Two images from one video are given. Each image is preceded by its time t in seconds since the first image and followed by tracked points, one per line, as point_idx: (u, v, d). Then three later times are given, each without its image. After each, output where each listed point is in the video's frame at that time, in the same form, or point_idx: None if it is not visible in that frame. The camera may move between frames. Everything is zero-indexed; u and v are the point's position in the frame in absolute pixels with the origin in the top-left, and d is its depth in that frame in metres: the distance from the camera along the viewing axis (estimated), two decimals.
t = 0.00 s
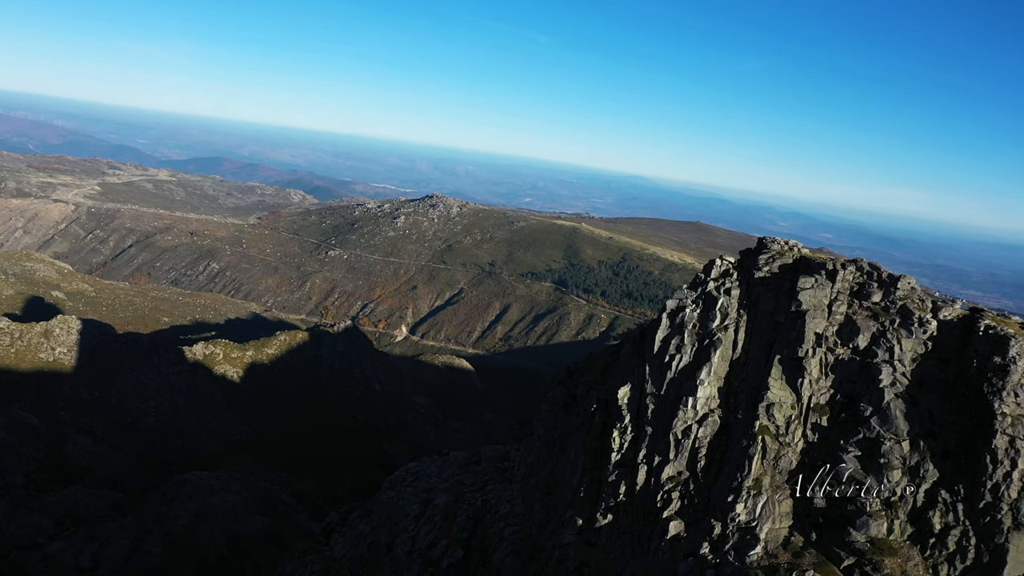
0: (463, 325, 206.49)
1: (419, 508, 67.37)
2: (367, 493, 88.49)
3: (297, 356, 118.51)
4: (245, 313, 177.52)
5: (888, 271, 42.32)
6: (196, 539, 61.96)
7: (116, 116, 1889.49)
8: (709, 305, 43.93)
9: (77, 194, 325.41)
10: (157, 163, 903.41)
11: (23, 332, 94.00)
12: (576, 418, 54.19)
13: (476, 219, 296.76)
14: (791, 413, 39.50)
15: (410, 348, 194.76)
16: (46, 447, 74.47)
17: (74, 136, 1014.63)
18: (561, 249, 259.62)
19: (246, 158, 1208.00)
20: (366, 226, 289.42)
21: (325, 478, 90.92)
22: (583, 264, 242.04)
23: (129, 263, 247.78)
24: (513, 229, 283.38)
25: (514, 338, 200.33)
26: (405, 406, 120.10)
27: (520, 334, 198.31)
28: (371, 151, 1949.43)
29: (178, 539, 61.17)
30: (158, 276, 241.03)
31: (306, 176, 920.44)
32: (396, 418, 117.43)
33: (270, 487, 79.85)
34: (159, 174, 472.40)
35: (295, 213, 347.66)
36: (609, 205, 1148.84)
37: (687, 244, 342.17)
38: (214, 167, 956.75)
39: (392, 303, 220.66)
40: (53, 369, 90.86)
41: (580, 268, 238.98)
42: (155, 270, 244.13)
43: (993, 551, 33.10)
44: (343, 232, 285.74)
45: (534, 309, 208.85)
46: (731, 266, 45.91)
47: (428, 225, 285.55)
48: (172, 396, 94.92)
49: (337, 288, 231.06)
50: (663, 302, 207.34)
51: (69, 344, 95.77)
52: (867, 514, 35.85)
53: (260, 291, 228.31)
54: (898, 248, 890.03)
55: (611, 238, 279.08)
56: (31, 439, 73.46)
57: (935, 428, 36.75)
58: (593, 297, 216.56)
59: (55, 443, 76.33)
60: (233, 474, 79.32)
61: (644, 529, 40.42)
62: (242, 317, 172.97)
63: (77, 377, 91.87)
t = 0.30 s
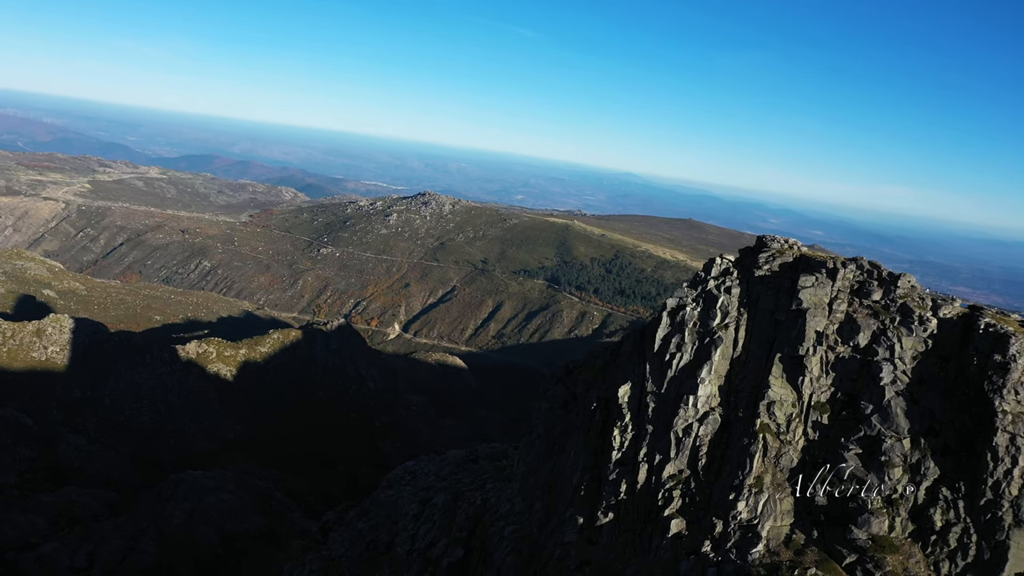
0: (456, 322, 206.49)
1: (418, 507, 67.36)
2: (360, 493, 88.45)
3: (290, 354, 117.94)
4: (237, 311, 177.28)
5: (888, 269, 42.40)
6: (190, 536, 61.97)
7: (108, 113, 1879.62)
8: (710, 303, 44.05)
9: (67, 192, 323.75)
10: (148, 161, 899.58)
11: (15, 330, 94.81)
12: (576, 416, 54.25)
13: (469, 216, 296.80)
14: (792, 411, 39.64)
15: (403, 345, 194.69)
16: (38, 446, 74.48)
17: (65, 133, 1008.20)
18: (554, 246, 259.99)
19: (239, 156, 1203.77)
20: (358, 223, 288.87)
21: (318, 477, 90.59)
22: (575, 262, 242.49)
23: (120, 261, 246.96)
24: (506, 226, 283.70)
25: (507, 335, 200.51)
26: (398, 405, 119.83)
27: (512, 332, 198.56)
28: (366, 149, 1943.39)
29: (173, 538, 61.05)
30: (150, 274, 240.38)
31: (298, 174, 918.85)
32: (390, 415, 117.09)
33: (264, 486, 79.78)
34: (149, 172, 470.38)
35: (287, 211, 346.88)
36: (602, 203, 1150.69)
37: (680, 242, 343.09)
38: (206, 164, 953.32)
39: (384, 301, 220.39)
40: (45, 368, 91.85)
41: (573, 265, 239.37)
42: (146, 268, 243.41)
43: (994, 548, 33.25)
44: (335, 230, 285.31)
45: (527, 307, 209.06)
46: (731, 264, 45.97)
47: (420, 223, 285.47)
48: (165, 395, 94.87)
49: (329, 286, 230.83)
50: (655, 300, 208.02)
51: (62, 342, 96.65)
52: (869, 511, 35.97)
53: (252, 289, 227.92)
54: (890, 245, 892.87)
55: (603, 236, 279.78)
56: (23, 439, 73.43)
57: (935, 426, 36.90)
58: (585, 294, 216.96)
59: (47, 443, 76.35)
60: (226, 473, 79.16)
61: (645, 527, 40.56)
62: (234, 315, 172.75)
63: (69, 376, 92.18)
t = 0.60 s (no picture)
0: (449, 320, 206.32)
1: (418, 506, 67.46)
2: (355, 492, 88.37)
3: (284, 353, 117.68)
4: (229, 309, 176.89)
5: (889, 267, 42.41)
6: (186, 535, 61.96)
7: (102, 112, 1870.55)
8: (711, 302, 44.08)
9: (58, 190, 322.13)
10: (140, 159, 895.82)
11: (8, 330, 94.52)
12: (577, 415, 54.33)
13: (462, 214, 296.79)
14: (793, 410, 39.75)
15: (396, 343, 194.58)
16: (32, 446, 74.37)
17: (56, 131, 1002.28)
18: (547, 244, 260.24)
19: (232, 154, 1199.27)
20: (351, 221, 288.48)
21: (313, 475, 90.35)
22: (568, 259, 242.81)
23: (111, 260, 245.92)
24: (498, 224, 283.85)
25: (500, 333, 200.62)
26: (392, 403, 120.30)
27: (506, 330, 198.64)
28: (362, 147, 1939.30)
29: (169, 538, 60.84)
30: (141, 273, 239.44)
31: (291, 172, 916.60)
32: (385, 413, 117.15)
33: (260, 485, 79.68)
34: (140, 170, 468.22)
35: (279, 208, 345.96)
36: (597, 200, 1151.57)
37: (672, 239, 344.00)
38: (197, 162, 949.34)
39: (377, 298, 220.06)
40: (38, 368, 91.66)
41: (566, 262, 239.74)
42: (138, 267, 242.56)
43: (995, 545, 33.54)
44: (328, 227, 284.83)
45: (521, 304, 209.22)
46: (731, 263, 45.95)
47: (413, 220, 285.21)
48: (159, 394, 94.71)
49: (322, 284, 230.55)
50: (648, 297, 208.63)
51: (55, 342, 96.32)
52: (872, 509, 36.11)
53: (244, 288, 227.46)
54: (883, 242, 896.32)
55: (595, 233, 280.22)
56: (16, 439, 73.31)
57: (936, 424, 37.13)
58: (578, 292, 217.10)
59: (41, 442, 76.25)
60: (221, 471, 79.05)
61: (647, 526, 40.71)
62: (227, 313, 172.39)
63: (62, 375, 92.00)
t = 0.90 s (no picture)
0: (441, 318, 206.22)
1: (416, 505, 67.53)
2: (348, 491, 87.85)
3: (275, 352, 117.40)
4: (220, 307, 176.41)
5: (888, 265, 42.54)
6: (179, 535, 61.75)
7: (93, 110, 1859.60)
8: (710, 300, 44.15)
9: (47, 189, 320.17)
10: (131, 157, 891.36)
11: None
12: (576, 413, 54.38)
13: (453, 212, 296.82)
14: (793, 408, 39.89)
15: (388, 341, 194.51)
16: (23, 447, 74.06)
17: (45, 130, 995.97)
18: (538, 242, 260.74)
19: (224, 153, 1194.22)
20: (342, 219, 288.06)
21: (307, 474, 90.18)
22: (560, 257, 243.31)
23: (101, 258, 244.85)
24: (490, 222, 284.22)
25: (492, 331, 200.69)
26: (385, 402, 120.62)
27: (498, 327, 198.74)
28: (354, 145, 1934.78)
29: (163, 538, 60.66)
30: (132, 271, 238.36)
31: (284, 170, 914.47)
32: (379, 412, 117.09)
33: (253, 484, 79.44)
34: (130, 168, 466.06)
35: (269, 207, 344.89)
36: (590, 198, 1153.24)
37: (663, 236, 345.25)
38: (188, 160, 945.33)
39: (369, 297, 219.86)
40: (29, 367, 91.17)
41: (558, 260, 240.20)
42: (128, 265, 241.55)
43: (994, 542, 33.77)
44: (319, 225, 284.29)
45: (512, 302, 209.49)
46: (730, 261, 46.04)
47: (404, 218, 285.05)
48: (150, 393, 94.48)
49: (314, 282, 230.34)
50: (639, 294, 209.43)
51: (46, 341, 96.04)
52: (872, 507, 36.29)
53: (235, 286, 226.86)
54: (874, 239, 901.40)
55: (587, 231, 280.82)
56: (6, 440, 72.97)
57: (936, 421, 37.34)
58: (570, 289, 216.86)
59: (32, 442, 75.92)
60: (215, 471, 78.76)
61: (647, 524, 40.84)
62: (217, 312, 171.96)
63: (53, 375, 91.73)
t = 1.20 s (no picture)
0: (430, 316, 205.94)
1: (410, 505, 67.51)
2: (340, 491, 87.39)
3: (265, 351, 116.94)
4: (208, 306, 175.36)
5: (883, 264, 42.80)
6: (170, 535, 61.35)
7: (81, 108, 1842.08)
8: (706, 298, 44.28)
9: (31, 187, 316.76)
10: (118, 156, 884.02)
11: None
12: (572, 412, 54.45)
13: (441, 210, 296.57)
14: (789, 405, 40.09)
15: (377, 340, 194.07)
16: (10, 447, 73.36)
17: (30, 128, 985.06)
18: (527, 240, 261.01)
19: (213, 151, 1186.44)
20: (330, 217, 286.96)
21: (297, 473, 89.86)
22: (549, 254, 243.70)
23: (87, 257, 242.61)
24: (479, 220, 284.39)
25: (481, 328, 200.68)
26: (375, 401, 120.46)
27: (487, 325, 198.74)
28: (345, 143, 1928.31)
29: (154, 539, 60.21)
30: (118, 270, 236.43)
31: (273, 168, 910.25)
32: (369, 410, 116.88)
33: (244, 483, 78.98)
34: (116, 167, 462.16)
35: (257, 205, 343.01)
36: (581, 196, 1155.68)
37: (651, 233, 346.88)
38: (175, 158, 937.87)
39: (357, 295, 219.31)
40: (15, 368, 90.02)
41: (546, 258, 240.58)
42: (115, 264, 239.57)
43: (990, 537, 34.01)
44: (307, 224, 283.09)
45: (501, 300, 209.60)
46: (726, 260, 46.19)
47: (392, 216, 284.46)
48: (139, 393, 93.92)
49: (302, 281, 229.48)
50: (628, 292, 210.31)
51: (32, 342, 95.44)
52: (868, 504, 36.51)
53: (223, 285, 225.55)
54: (862, 236, 909.22)
55: (575, 229, 281.40)
56: None
57: (931, 418, 37.64)
58: (559, 287, 216.88)
59: (19, 443, 75.22)
60: (205, 471, 78.27)
61: (644, 522, 40.98)
62: (205, 310, 170.96)
63: (41, 376, 90.99)
